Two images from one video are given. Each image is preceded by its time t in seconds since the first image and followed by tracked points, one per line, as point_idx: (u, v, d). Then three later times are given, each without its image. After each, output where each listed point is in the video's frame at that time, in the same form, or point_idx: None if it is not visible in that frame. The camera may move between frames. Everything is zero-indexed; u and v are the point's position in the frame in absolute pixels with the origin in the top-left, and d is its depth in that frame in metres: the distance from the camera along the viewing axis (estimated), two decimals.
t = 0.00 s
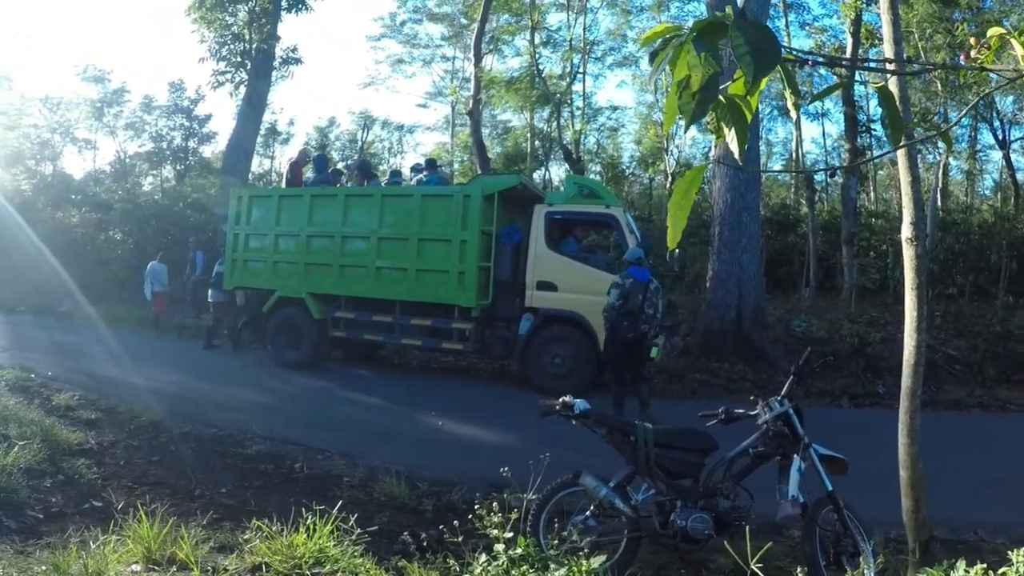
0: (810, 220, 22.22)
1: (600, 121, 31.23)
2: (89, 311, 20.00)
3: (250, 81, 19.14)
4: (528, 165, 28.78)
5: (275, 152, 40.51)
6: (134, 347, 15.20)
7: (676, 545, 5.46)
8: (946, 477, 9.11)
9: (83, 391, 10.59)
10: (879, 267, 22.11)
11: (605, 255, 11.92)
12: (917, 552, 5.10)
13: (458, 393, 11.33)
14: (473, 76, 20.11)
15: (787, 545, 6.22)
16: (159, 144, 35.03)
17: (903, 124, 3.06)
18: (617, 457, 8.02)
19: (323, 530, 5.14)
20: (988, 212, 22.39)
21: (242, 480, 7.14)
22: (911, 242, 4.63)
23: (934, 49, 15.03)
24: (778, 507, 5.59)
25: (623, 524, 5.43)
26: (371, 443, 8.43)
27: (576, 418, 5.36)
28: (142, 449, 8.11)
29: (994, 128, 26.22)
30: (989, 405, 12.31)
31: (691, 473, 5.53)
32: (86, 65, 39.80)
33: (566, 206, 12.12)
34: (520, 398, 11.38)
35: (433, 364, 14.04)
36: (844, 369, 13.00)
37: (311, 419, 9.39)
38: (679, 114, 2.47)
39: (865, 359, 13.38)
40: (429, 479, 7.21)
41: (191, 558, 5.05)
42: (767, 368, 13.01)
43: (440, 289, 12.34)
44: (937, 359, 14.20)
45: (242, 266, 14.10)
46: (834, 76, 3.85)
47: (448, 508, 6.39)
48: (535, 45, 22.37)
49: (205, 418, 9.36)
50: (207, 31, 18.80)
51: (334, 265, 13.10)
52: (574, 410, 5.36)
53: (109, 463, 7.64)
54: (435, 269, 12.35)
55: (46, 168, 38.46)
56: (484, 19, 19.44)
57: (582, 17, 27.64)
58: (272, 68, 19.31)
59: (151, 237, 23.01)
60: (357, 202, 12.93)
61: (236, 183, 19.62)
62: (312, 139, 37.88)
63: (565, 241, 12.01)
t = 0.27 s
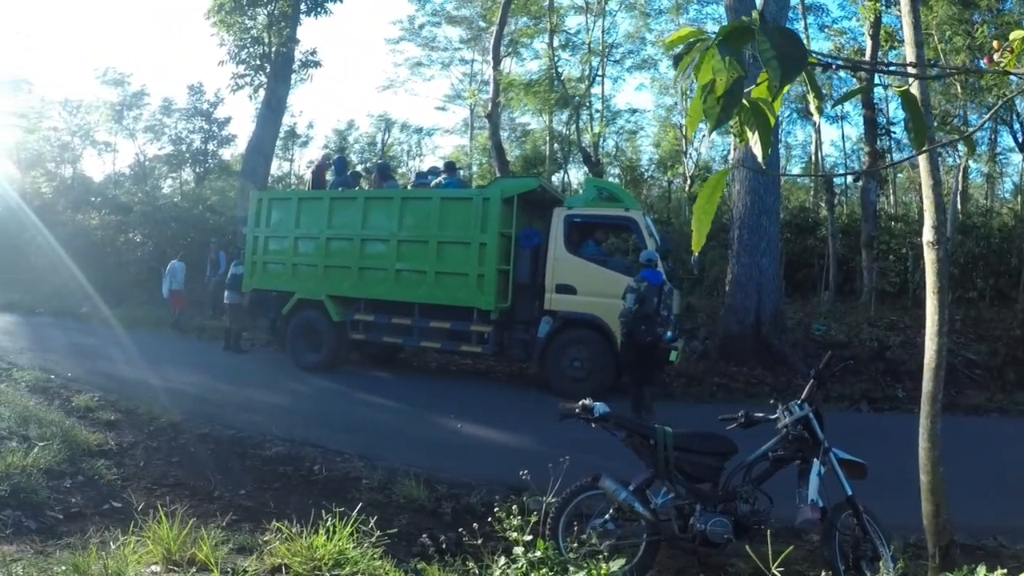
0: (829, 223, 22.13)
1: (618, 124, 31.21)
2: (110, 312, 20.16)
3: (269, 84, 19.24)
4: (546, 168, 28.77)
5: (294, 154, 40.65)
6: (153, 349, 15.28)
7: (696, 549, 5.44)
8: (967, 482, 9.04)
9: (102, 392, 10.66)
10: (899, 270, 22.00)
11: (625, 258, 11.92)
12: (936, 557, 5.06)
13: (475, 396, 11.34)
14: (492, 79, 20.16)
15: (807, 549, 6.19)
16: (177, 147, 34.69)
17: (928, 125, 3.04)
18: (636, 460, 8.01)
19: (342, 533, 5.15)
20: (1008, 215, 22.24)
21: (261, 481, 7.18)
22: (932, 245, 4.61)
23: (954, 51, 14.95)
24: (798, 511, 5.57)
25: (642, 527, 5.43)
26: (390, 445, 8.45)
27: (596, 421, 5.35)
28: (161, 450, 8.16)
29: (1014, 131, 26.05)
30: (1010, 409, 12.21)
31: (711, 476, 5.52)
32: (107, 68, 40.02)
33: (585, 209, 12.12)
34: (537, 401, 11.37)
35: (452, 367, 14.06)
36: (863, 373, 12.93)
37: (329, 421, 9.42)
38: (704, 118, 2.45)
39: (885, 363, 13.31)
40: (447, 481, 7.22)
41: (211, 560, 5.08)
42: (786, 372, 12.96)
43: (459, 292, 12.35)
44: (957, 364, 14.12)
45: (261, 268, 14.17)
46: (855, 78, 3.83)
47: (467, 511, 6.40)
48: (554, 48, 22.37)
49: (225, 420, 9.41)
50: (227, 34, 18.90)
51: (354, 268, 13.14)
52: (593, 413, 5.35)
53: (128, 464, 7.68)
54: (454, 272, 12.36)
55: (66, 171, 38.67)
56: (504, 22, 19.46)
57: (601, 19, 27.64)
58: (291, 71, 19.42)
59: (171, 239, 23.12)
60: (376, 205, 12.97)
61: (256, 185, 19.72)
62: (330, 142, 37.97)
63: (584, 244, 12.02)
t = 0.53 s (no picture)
0: (841, 226, 22.08)
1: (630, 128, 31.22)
2: (124, 314, 20.25)
3: (282, 87, 19.32)
4: (558, 171, 28.79)
5: (306, 157, 40.75)
6: (166, 350, 15.34)
7: (709, 554, 5.43)
8: (980, 487, 8.99)
9: (115, 394, 10.71)
10: (911, 274, 21.91)
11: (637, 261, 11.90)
12: (950, 563, 5.03)
13: (487, 399, 11.34)
14: (504, 82, 20.18)
15: (819, 555, 6.17)
16: (190, 149, 35.03)
17: (944, 135, 2.97)
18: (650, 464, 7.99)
19: (355, 536, 5.16)
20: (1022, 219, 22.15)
21: (273, 484, 7.20)
22: (946, 250, 4.58)
23: (967, 54, 14.91)
24: (811, 517, 5.55)
25: (654, 532, 5.42)
26: (402, 448, 8.46)
27: (609, 425, 5.35)
28: (173, 451, 8.18)
29: None
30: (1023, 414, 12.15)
31: (724, 481, 5.53)
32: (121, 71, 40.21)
33: (598, 212, 12.12)
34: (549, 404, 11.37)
35: (464, 370, 14.06)
36: (876, 377, 12.89)
37: (342, 424, 9.43)
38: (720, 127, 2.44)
39: (897, 367, 13.25)
40: (459, 485, 7.22)
41: (224, 562, 5.09)
42: (799, 376, 12.92)
43: (472, 295, 12.35)
44: (970, 368, 14.06)
45: (274, 270, 14.20)
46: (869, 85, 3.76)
47: (479, 515, 6.40)
48: (566, 51, 22.38)
49: (237, 422, 9.43)
50: (240, 36, 18.92)
51: (366, 270, 13.16)
52: (606, 417, 5.35)
53: (141, 465, 7.71)
54: (467, 275, 12.37)
55: (80, 173, 38.86)
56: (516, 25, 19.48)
57: (613, 22, 27.66)
58: (303, 74, 19.47)
59: (184, 241, 23.20)
60: (389, 208, 12.99)
61: (269, 188, 19.79)
62: (343, 145, 38.05)
63: (597, 248, 12.02)
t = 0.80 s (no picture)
0: (853, 232, 22.03)
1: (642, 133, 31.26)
2: (137, 317, 20.34)
3: (295, 92, 19.39)
4: (570, 176, 28.79)
5: (319, 162, 40.86)
6: (178, 354, 15.40)
7: (722, 561, 5.41)
8: (994, 495, 8.94)
9: (127, 398, 10.75)
10: (924, 280, 21.82)
11: (650, 267, 11.88)
12: (965, 571, 5.00)
13: (498, 405, 11.34)
14: (516, 87, 20.21)
15: (832, 562, 6.15)
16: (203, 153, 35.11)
17: (959, 146, 2.92)
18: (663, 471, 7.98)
19: (368, 541, 5.16)
20: None
21: (285, 488, 7.21)
22: (961, 258, 4.54)
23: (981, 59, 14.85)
24: (824, 525, 5.53)
25: (667, 540, 5.41)
26: (414, 453, 8.46)
27: (623, 433, 5.34)
28: (186, 455, 8.21)
29: None
30: None
31: (737, 489, 5.51)
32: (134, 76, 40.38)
33: (611, 218, 12.12)
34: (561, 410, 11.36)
35: (476, 375, 14.07)
36: (889, 384, 12.84)
37: (354, 429, 9.45)
38: (738, 138, 2.46)
39: (910, 373, 13.19)
40: (473, 491, 7.22)
41: (237, 567, 5.09)
42: (811, 383, 12.88)
43: (484, 301, 12.35)
44: (984, 374, 13.99)
45: (286, 275, 14.25)
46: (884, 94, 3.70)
47: (491, 521, 6.41)
48: (578, 56, 22.37)
49: (250, 426, 9.46)
50: (253, 42, 19.01)
51: (379, 276, 13.18)
52: (619, 424, 5.34)
53: (153, 469, 7.73)
54: (480, 281, 12.37)
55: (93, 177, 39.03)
56: (529, 30, 19.50)
57: (625, 27, 27.68)
58: (316, 79, 19.53)
59: (197, 246, 23.28)
60: (402, 213, 13.02)
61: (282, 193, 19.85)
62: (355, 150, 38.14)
63: (610, 253, 12.01)
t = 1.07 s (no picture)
0: (869, 236, 21.95)
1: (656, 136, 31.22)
2: (153, 320, 20.44)
3: (309, 96, 19.46)
4: (584, 179, 28.77)
5: (333, 165, 40.96)
6: (193, 357, 15.47)
7: (738, 566, 5.41)
8: (1012, 501, 8.88)
9: (143, 400, 10.80)
10: (940, 284, 21.72)
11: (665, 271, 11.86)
12: None
13: (512, 408, 11.34)
14: (530, 90, 20.22)
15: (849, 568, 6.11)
16: (218, 157, 35.12)
17: (982, 148, 2.89)
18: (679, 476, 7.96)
19: (385, 545, 5.16)
20: None
21: (301, 492, 7.23)
22: (980, 263, 4.52)
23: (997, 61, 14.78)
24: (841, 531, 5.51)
25: (683, 545, 5.40)
26: (429, 457, 8.48)
27: (639, 437, 5.34)
28: (201, 458, 8.24)
29: None
30: None
31: (753, 494, 5.50)
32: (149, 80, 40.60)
33: (626, 222, 12.11)
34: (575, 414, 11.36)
35: (491, 379, 14.08)
36: (905, 388, 12.78)
37: (368, 432, 9.47)
38: (764, 145, 2.45)
39: (926, 378, 13.13)
40: (488, 495, 7.22)
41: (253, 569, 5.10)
42: (827, 387, 12.83)
43: (499, 305, 12.35)
44: (1000, 379, 13.91)
45: (302, 278, 14.31)
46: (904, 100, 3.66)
47: (507, 525, 6.42)
48: (592, 59, 22.36)
49: (265, 429, 9.49)
50: (267, 46, 19.14)
51: (394, 279, 13.21)
52: (636, 429, 5.34)
53: (169, 472, 7.77)
54: (495, 284, 12.37)
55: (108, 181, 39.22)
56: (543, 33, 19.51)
57: (639, 30, 27.67)
58: (331, 83, 19.58)
59: (213, 249, 23.36)
60: (417, 217, 13.04)
61: (296, 197, 19.92)
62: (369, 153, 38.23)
63: (625, 257, 12.00)
